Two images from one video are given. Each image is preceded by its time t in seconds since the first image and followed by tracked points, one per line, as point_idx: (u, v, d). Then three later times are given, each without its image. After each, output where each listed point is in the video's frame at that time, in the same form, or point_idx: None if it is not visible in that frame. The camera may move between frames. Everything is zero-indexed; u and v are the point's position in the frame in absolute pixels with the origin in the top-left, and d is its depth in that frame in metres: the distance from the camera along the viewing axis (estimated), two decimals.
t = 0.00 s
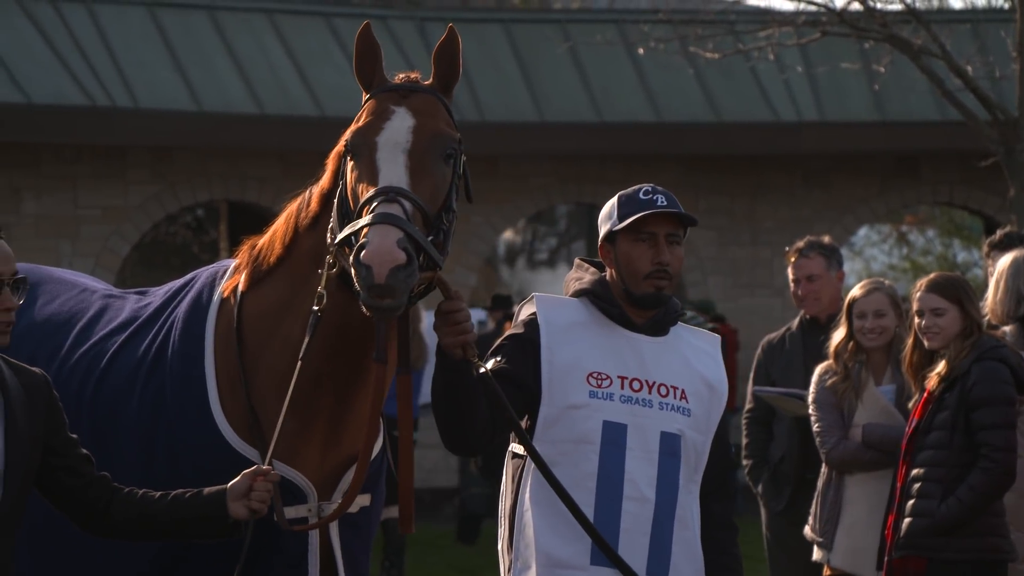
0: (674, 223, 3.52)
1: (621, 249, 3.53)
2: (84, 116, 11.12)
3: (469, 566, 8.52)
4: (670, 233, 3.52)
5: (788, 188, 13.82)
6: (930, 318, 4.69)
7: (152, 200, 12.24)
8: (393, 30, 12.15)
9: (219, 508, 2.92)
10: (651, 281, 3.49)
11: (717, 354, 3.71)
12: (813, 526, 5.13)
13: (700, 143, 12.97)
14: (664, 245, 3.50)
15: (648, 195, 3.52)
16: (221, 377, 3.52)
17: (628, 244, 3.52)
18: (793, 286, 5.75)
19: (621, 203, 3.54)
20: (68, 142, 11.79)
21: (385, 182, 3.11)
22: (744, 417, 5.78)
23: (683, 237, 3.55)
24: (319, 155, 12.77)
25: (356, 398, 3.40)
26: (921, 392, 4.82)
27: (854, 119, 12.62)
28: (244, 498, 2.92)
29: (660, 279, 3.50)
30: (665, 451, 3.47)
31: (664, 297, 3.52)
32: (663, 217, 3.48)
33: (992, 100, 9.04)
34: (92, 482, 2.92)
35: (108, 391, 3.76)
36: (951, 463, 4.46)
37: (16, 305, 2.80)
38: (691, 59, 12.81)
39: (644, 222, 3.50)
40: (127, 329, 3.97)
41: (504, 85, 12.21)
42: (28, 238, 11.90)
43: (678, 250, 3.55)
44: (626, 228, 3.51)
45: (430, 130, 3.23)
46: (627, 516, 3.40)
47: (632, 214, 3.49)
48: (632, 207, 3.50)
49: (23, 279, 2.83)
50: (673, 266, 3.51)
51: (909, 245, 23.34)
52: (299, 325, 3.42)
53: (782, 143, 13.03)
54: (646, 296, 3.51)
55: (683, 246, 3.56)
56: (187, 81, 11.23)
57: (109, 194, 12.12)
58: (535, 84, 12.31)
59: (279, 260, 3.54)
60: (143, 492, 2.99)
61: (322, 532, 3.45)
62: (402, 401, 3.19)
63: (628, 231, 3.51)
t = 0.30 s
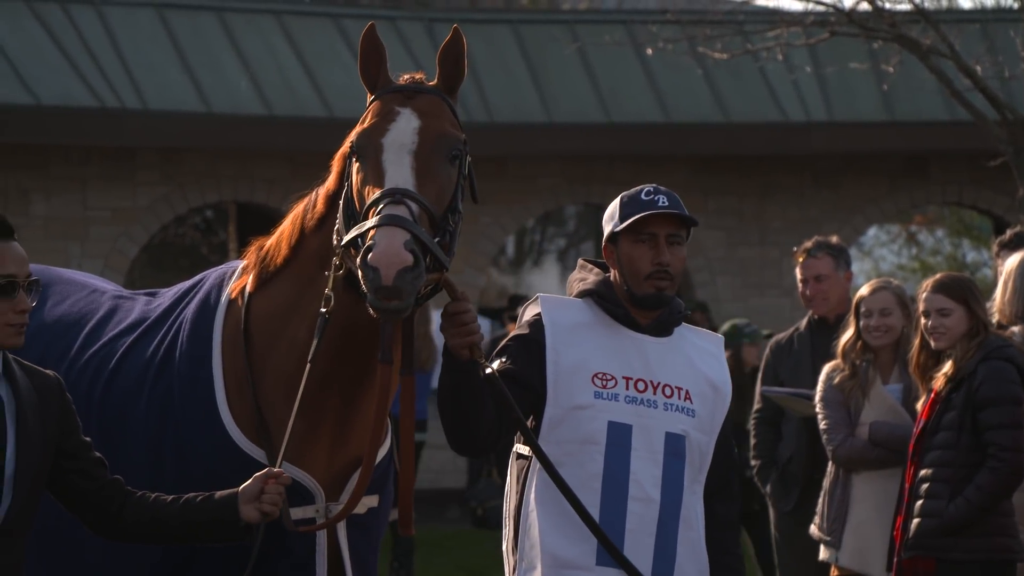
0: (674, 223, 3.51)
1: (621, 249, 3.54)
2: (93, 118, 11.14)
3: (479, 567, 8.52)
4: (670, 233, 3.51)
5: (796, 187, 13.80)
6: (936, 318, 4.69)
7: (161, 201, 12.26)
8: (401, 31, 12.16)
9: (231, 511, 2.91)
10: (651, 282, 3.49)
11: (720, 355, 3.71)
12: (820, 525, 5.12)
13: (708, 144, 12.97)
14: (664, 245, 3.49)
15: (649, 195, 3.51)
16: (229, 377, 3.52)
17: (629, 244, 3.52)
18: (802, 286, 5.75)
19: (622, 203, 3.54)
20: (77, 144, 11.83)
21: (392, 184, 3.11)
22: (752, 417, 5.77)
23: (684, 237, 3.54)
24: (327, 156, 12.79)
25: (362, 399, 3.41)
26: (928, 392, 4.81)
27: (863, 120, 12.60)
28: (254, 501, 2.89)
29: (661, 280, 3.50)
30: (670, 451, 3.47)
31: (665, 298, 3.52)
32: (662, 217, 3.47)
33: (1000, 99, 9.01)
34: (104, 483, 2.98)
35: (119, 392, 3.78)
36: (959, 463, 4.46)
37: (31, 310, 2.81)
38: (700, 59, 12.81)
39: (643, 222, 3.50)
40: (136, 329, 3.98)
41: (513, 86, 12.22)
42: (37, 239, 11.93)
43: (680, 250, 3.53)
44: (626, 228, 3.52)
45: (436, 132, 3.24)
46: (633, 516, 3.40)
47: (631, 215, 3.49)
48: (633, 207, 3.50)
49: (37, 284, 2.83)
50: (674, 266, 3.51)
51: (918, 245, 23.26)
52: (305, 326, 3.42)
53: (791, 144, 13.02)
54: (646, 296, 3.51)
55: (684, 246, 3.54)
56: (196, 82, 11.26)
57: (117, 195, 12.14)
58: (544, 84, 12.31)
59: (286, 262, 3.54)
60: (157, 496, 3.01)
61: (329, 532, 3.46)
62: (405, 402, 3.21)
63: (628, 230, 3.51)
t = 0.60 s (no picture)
0: (657, 213, 3.53)
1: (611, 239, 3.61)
2: (102, 109, 11.16)
3: (487, 559, 8.53)
4: (651, 224, 3.54)
5: (805, 180, 13.78)
6: (944, 311, 4.68)
7: (170, 192, 12.27)
8: (411, 23, 12.14)
9: (236, 504, 2.92)
10: (626, 270, 3.54)
11: (725, 346, 3.71)
12: (828, 517, 5.12)
13: (718, 136, 12.94)
14: (640, 234, 3.53)
15: (640, 187, 3.56)
16: (237, 370, 3.52)
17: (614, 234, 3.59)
18: (810, 278, 5.74)
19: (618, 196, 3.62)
20: (86, 135, 11.85)
21: (398, 177, 3.11)
22: (761, 410, 5.78)
23: (668, 229, 3.53)
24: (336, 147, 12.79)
25: (369, 392, 3.41)
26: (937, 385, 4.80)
27: (872, 111, 12.58)
28: (259, 493, 2.90)
29: (635, 269, 3.53)
30: (675, 443, 3.47)
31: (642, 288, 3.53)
32: (636, 206, 3.52)
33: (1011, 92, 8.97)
34: (110, 477, 2.99)
35: (128, 384, 3.79)
36: (968, 456, 4.46)
37: (23, 300, 2.79)
38: (709, 51, 12.78)
39: (627, 211, 3.56)
40: (145, 321, 3.99)
41: (521, 78, 12.20)
42: (47, 230, 11.96)
43: (663, 241, 3.52)
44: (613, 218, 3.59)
45: (440, 125, 3.24)
46: (638, 509, 3.40)
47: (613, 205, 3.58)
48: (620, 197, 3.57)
49: (36, 271, 2.81)
50: (649, 255, 3.52)
51: (927, 237, 23.19)
52: (311, 318, 3.42)
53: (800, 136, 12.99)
54: (623, 286, 3.55)
55: (669, 238, 3.53)
56: (205, 74, 11.27)
57: (127, 186, 12.16)
58: (553, 77, 12.30)
59: (293, 254, 3.55)
60: (162, 488, 3.02)
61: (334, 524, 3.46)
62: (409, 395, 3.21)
63: (612, 220, 3.58)
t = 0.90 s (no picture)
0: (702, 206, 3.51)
1: (651, 236, 3.50)
2: (114, 97, 11.18)
3: (496, 548, 8.54)
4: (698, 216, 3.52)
5: (816, 170, 13.74)
6: (956, 303, 4.68)
7: (181, 180, 12.29)
8: (423, 12, 12.11)
9: (237, 486, 2.94)
10: (686, 266, 3.50)
11: (735, 337, 3.71)
12: (839, 509, 5.11)
13: (729, 126, 12.92)
14: (694, 229, 3.50)
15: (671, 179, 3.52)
16: (247, 359, 3.53)
17: (659, 229, 3.49)
18: (823, 269, 5.73)
19: (646, 188, 3.50)
20: (98, 123, 11.87)
21: (407, 168, 3.11)
22: (772, 401, 5.78)
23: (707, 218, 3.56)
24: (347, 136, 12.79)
25: (378, 382, 3.41)
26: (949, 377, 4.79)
27: (884, 102, 12.55)
28: (263, 477, 2.93)
29: (694, 264, 3.52)
30: (684, 434, 3.47)
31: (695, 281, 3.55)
32: (694, 203, 3.47)
33: None
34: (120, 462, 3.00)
35: (138, 373, 3.80)
36: (979, 449, 4.45)
37: (17, 290, 2.78)
38: (721, 41, 12.75)
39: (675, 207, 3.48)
40: (157, 309, 4.00)
41: (533, 68, 12.19)
42: (59, 218, 11.99)
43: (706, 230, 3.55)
44: (656, 215, 3.48)
45: (449, 116, 3.23)
46: (648, 500, 3.40)
47: (664, 202, 3.47)
48: (663, 192, 3.47)
49: (29, 259, 2.80)
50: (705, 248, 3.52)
51: (939, 228, 23.11)
52: (319, 307, 3.42)
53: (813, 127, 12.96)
54: (678, 281, 3.52)
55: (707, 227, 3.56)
56: (217, 63, 11.28)
57: (139, 174, 12.18)
58: (565, 67, 12.29)
59: (302, 243, 3.55)
60: (169, 471, 3.03)
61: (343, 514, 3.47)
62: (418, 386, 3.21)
63: (660, 218, 3.48)
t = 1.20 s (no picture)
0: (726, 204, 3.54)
1: (676, 233, 3.52)
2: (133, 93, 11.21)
3: (512, 546, 8.54)
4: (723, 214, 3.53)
5: (834, 168, 13.70)
6: (976, 301, 4.69)
7: (200, 176, 12.32)
8: (441, 9, 12.10)
9: (261, 474, 2.91)
10: (710, 264, 3.52)
11: (755, 335, 3.71)
12: (857, 508, 5.10)
13: (748, 124, 12.88)
14: (719, 227, 3.52)
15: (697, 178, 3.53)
16: (262, 356, 3.54)
17: (685, 227, 3.51)
18: (841, 267, 5.71)
19: (670, 185, 3.52)
20: (117, 118, 11.91)
21: (427, 185, 3.11)
22: (789, 399, 5.77)
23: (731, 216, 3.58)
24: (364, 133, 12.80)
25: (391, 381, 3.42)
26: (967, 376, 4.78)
27: (903, 100, 12.50)
28: (287, 465, 2.88)
29: (717, 261, 3.54)
30: (705, 432, 3.47)
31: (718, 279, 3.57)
32: (720, 202, 3.48)
33: None
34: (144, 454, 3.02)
35: (157, 369, 3.83)
36: (998, 447, 4.43)
37: (14, 285, 2.80)
38: (740, 38, 12.71)
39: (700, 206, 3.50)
40: (176, 304, 4.02)
41: (551, 66, 12.18)
42: (78, 213, 12.03)
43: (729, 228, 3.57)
44: (682, 212, 3.49)
45: (463, 128, 3.24)
46: (668, 498, 3.41)
47: (691, 201, 3.48)
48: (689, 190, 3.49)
49: (28, 255, 2.82)
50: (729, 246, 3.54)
51: (957, 226, 22.99)
52: (331, 306, 3.43)
53: (831, 125, 12.91)
54: (700, 279, 3.53)
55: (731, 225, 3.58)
56: (236, 60, 11.30)
57: (157, 169, 12.22)
58: (583, 64, 12.28)
59: (315, 241, 3.56)
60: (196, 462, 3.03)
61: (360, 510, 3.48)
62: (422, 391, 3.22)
63: (686, 216, 3.49)
